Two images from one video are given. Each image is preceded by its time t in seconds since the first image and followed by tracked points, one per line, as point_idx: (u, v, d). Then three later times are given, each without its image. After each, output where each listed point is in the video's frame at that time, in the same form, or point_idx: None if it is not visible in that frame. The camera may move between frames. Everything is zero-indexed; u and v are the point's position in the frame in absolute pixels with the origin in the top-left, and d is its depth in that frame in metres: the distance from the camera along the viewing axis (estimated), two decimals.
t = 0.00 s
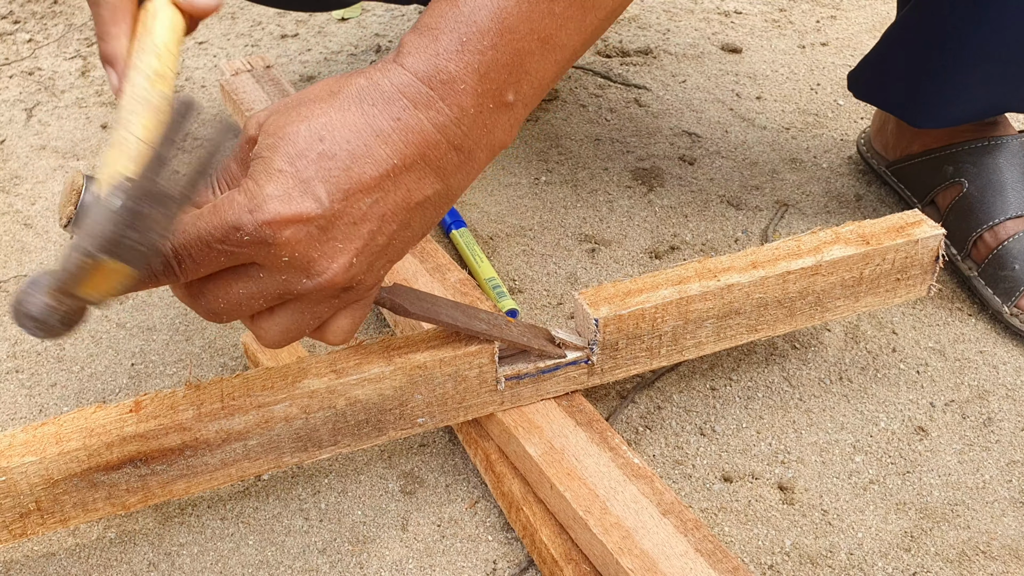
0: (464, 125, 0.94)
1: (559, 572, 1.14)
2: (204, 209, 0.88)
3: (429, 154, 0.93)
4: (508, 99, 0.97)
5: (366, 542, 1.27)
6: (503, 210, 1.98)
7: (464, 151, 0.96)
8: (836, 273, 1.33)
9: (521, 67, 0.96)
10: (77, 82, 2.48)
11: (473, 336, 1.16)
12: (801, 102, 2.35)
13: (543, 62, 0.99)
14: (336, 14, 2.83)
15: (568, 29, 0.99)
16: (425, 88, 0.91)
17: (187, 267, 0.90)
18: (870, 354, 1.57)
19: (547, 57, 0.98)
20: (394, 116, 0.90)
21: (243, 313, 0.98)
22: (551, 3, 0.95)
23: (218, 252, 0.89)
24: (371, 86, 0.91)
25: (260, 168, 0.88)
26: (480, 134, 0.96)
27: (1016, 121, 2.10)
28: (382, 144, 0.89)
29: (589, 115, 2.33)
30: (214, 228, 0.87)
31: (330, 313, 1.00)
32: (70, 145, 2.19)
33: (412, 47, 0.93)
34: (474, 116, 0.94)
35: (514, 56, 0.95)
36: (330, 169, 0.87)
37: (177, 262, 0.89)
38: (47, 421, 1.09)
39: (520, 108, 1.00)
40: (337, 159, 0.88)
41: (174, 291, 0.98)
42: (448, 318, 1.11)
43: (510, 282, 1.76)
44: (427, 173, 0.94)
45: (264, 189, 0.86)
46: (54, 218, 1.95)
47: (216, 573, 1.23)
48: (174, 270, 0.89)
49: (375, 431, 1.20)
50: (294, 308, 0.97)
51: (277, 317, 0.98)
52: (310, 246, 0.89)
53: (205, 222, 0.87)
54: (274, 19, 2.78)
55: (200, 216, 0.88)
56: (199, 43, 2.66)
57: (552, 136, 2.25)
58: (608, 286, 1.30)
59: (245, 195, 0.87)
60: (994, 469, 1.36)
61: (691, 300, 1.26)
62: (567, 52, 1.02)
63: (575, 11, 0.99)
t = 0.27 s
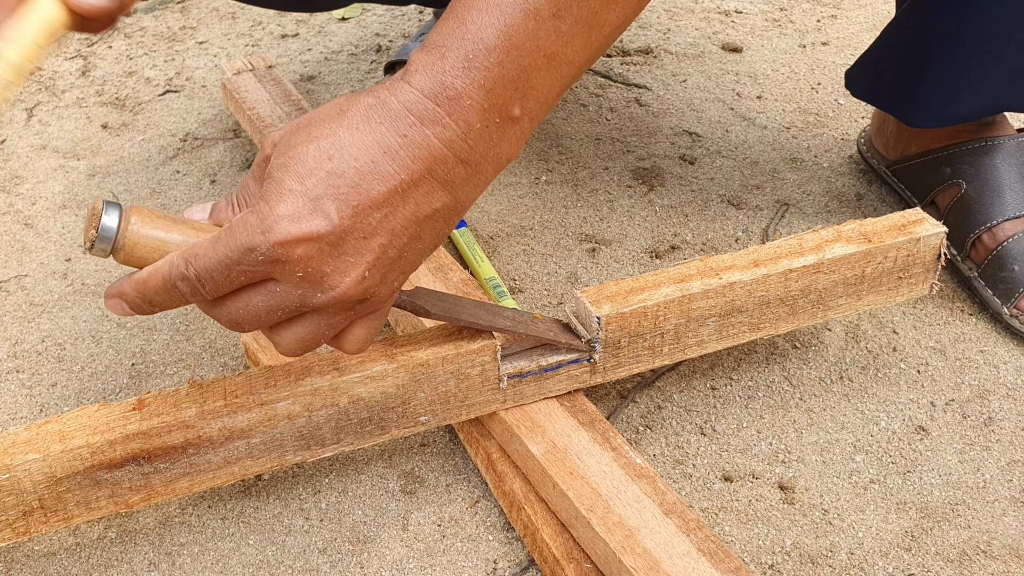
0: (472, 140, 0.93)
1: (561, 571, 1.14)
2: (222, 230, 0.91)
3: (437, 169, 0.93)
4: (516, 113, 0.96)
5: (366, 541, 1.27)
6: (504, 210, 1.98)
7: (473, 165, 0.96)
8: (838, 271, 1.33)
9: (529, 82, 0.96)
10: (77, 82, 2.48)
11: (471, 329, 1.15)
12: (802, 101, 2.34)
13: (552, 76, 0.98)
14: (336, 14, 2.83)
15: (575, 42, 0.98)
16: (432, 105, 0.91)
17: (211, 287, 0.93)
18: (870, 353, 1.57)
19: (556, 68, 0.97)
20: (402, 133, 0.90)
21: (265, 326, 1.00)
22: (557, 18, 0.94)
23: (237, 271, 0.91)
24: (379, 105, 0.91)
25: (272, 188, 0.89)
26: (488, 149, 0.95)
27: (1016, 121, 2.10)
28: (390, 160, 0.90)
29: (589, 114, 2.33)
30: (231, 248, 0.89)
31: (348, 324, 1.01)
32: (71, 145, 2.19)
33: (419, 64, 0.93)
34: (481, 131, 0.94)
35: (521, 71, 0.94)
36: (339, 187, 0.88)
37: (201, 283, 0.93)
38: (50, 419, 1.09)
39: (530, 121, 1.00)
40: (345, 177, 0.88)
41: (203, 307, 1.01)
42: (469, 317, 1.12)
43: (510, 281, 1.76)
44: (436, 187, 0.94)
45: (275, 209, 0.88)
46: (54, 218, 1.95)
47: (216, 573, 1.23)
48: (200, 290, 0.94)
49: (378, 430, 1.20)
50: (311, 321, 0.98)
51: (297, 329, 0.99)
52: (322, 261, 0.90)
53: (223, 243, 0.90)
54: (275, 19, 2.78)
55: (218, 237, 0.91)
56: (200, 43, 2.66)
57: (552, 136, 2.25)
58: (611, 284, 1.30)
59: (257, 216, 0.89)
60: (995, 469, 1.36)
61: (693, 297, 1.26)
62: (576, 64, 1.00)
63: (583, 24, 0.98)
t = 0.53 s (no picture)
0: (477, 104, 0.93)
1: (559, 571, 1.14)
2: (203, 174, 0.83)
3: (440, 132, 0.92)
4: (522, 80, 0.98)
5: (365, 541, 1.27)
6: (503, 209, 1.98)
7: (474, 131, 0.95)
8: (835, 269, 1.33)
9: (536, 50, 0.97)
10: (77, 82, 2.48)
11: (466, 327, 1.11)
12: (801, 100, 2.34)
13: (557, 46, 1.00)
14: (335, 13, 2.83)
15: (585, 15, 1.00)
16: (441, 63, 0.90)
17: (183, 238, 0.85)
18: (870, 353, 1.57)
19: (566, 38, 1.00)
20: (406, 90, 0.89)
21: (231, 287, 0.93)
22: None
23: (217, 223, 0.84)
24: (384, 56, 0.89)
25: (266, 135, 0.84)
26: (491, 114, 0.96)
27: (1016, 120, 2.10)
28: (393, 117, 0.88)
29: (589, 114, 2.33)
30: (215, 197, 0.82)
31: (322, 294, 0.97)
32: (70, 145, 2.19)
33: (429, 19, 0.92)
34: (487, 95, 0.94)
35: (529, 37, 0.95)
36: (339, 141, 0.85)
37: (174, 231, 0.83)
38: (46, 419, 1.09)
39: (531, 91, 1.01)
40: (346, 131, 0.86)
41: (162, 258, 0.91)
42: (440, 307, 1.06)
43: (509, 281, 1.76)
44: (437, 152, 0.93)
45: (268, 158, 0.83)
46: (53, 218, 1.95)
47: (215, 573, 1.23)
48: (170, 239, 0.84)
49: (374, 430, 1.20)
50: (286, 286, 0.93)
51: (268, 293, 0.94)
52: (314, 220, 0.86)
53: (204, 189, 0.82)
54: (274, 19, 2.78)
55: (199, 182, 0.82)
56: (199, 43, 2.66)
57: (552, 135, 2.24)
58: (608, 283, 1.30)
59: (247, 163, 0.83)
60: (994, 468, 1.36)
61: (689, 296, 1.26)
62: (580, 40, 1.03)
63: None
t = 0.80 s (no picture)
0: (508, 119, 0.93)
1: (558, 573, 1.14)
2: (242, 177, 0.86)
3: (471, 147, 0.93)
4: (551, 95, 0.97)
5: (364, 542, 1.27)
6: (503, 210, 1.98)
7: (503, 145, 0.96)
8: (833, 271, 1.33)
9: (565, 64, 0.97)
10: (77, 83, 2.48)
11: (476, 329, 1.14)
12: (801, 101, 2.34)
13: (586, 60, 0.99)
14: (335, 14, 2.83)
15: (611, 28, 1.00)
16: (474, 79, 0.90)
17: (216, 234, 0.88)
18: (869, 354, 1.57)
19: (593, 52, 0.99)
20: (441, 105, 0.89)
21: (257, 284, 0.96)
22: None
23: (251, 223, 0.87)
24: (419, 70, 0.89)
25: (305, 145, 0.86)
26: (521, 129, 0.96)
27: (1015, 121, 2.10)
28: (428, 132, 0.89)
29: (589, 114, 2.33)
30: (253, 199, 0.85)
31: (344, 297, 0.99)
32: (70, 146, 2.20)
33: (462, 34, 0.91)
34: (517, 111, 0.94)
35: (559, 53, 0.95)
36: (376, 155, 0.87)
37: (208, 228, 0.88)
38: (45, 421, 1.09)
39: (560, 104, 1.01)
40: (382, 145, 0.87)
41: (191, 252, 0.95)
42: (453, 309, 1.09)
43: (509, 282, 1.76)
44: (466, 166, 0.94)
45: (307, 167, 0.85)
46: (53, 220, 1.95)
47: (215, 574, 1.23)
48: (203, 235, 0.88)
49: (373, 432, 1.20)
50: (311, 287, 0.96)
51: (292, 293, 0.97)
52: (347, 229, 0.88)
53: (242, 190, 0.86)
54: (274, 20, 2.78)
55: (238, 184, 0.86)
56: (199, 44, 2.67)
57: (551, 136, 2.25)
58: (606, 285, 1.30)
59: (286, 170, 0.85)
60: (994, 469, 1.36)
61: (688, 298, 1.26)
62: (609, 50, 1.02)
63: (619, 10, 1.00)
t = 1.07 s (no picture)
0: (481, 138, 0.92)
1: (558, 572, 1.14)
2: (214, 198, 0.92)
3: (444, 166, 0.92)
4: (527, 112, 0.95)
5: (365, 542, 1.27)
6: (503, 210, 1.98)
7: (478, 163, 0.95)
8: (833, 271, 1.33)
9: (541, 82, 0.94)
10: (77, 83, 2.48)
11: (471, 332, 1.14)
12: (801, 101, 2.34)
13: (564, 75, 0.97)
14: (336, 14, 2.83)
15: (589, 43, 0.97)
16: (444, 99, 0.90)
17: (192, 251, 0.95)
18: (870, 353, 1.57)
19: (571, 66, 0.96)
20: (411, 126, 0.89)
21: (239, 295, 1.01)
22: (573, 16, 0.93)
23: (223, 242, 0.92)
24: (389, 91, 0.89)
25: (273, 167, 0.88)
26: (496, 147, 0.95)
27: (1016, 121, 2.10)
28: (396, 153, 0.89)
29: (589, 114, 2.33)
30: (222, 220, 0.90)
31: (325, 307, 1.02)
32: (70, 146, 2.20)
33: (435, 54, 0.91)
34: (491, 129, 0.93)
35: (534, 70, 0.93)
36: (342, 176, 0.87)
37: (184, 245, 0.94)
38: (46, 421, 1.09)
39: (540, 120, 0.99)
40: (349, 166, 0.87)
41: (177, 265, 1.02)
42: (445, 311, 1.09)
43: (509, 282, 1.76)
44: (440, 184, 0.93)
45: (273, 190, 0.87)
46: (53, 220, 1.96)
47: (216, 574, 1.23)
48: (180, 251, 0.95)
49: (373, 432, 1.20)
50: (288, 299, 0.99)
51: (271, 303, 1.00)
52: (315, 249, 0.90)
53: (213, 211, 0.91)
54: (274, 20, 2.78)
55: (210, 205, 0.91)
56: (199, 44, 2.67)
57: (552, 136, 2.25)
58: (606, 285, 1.30)
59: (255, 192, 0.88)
60: (994, 469, 1.36)
61: (688, 298, 1.26)
62: (591, 64, 1.00)
63: (599, 24, 0.96)
